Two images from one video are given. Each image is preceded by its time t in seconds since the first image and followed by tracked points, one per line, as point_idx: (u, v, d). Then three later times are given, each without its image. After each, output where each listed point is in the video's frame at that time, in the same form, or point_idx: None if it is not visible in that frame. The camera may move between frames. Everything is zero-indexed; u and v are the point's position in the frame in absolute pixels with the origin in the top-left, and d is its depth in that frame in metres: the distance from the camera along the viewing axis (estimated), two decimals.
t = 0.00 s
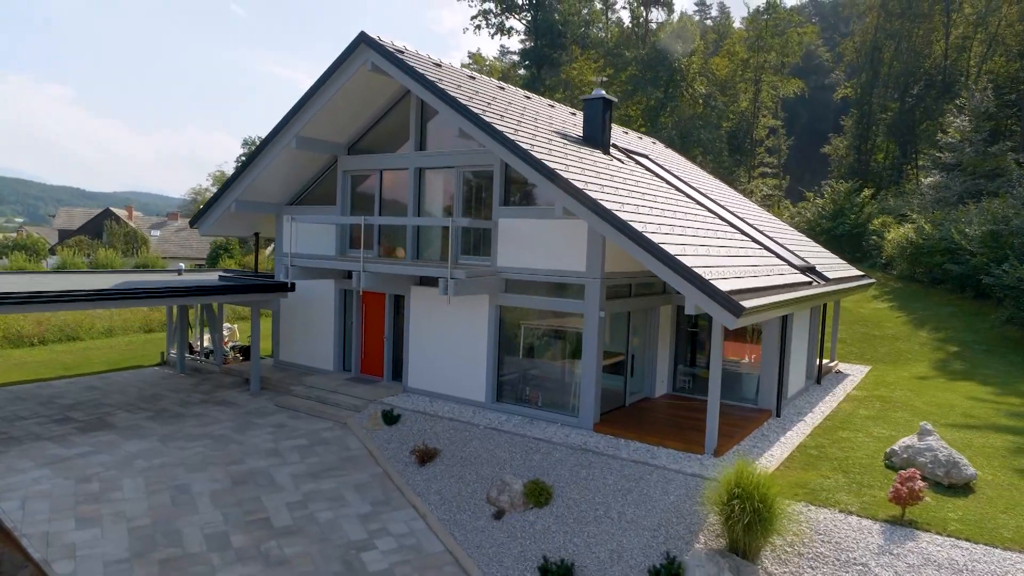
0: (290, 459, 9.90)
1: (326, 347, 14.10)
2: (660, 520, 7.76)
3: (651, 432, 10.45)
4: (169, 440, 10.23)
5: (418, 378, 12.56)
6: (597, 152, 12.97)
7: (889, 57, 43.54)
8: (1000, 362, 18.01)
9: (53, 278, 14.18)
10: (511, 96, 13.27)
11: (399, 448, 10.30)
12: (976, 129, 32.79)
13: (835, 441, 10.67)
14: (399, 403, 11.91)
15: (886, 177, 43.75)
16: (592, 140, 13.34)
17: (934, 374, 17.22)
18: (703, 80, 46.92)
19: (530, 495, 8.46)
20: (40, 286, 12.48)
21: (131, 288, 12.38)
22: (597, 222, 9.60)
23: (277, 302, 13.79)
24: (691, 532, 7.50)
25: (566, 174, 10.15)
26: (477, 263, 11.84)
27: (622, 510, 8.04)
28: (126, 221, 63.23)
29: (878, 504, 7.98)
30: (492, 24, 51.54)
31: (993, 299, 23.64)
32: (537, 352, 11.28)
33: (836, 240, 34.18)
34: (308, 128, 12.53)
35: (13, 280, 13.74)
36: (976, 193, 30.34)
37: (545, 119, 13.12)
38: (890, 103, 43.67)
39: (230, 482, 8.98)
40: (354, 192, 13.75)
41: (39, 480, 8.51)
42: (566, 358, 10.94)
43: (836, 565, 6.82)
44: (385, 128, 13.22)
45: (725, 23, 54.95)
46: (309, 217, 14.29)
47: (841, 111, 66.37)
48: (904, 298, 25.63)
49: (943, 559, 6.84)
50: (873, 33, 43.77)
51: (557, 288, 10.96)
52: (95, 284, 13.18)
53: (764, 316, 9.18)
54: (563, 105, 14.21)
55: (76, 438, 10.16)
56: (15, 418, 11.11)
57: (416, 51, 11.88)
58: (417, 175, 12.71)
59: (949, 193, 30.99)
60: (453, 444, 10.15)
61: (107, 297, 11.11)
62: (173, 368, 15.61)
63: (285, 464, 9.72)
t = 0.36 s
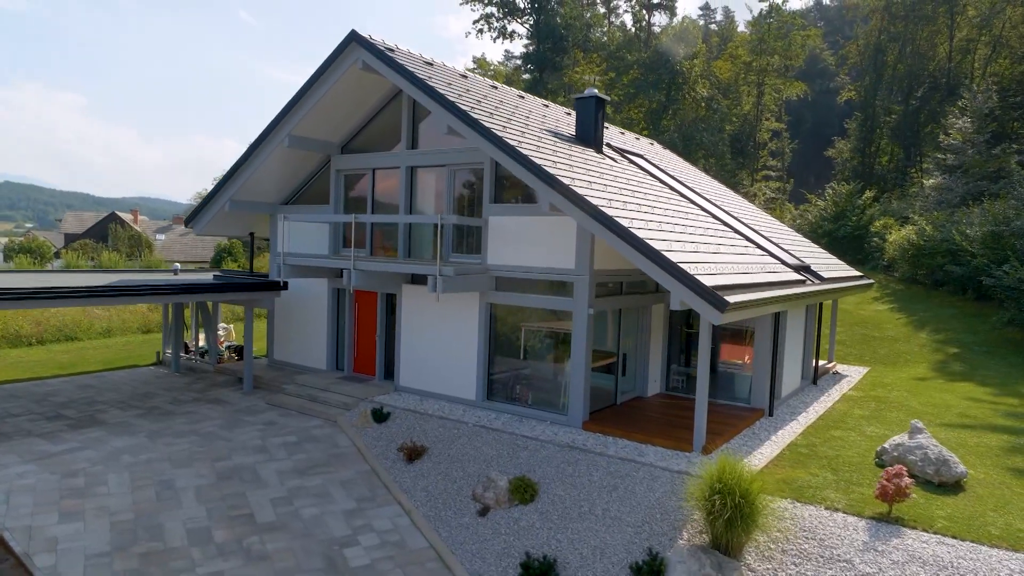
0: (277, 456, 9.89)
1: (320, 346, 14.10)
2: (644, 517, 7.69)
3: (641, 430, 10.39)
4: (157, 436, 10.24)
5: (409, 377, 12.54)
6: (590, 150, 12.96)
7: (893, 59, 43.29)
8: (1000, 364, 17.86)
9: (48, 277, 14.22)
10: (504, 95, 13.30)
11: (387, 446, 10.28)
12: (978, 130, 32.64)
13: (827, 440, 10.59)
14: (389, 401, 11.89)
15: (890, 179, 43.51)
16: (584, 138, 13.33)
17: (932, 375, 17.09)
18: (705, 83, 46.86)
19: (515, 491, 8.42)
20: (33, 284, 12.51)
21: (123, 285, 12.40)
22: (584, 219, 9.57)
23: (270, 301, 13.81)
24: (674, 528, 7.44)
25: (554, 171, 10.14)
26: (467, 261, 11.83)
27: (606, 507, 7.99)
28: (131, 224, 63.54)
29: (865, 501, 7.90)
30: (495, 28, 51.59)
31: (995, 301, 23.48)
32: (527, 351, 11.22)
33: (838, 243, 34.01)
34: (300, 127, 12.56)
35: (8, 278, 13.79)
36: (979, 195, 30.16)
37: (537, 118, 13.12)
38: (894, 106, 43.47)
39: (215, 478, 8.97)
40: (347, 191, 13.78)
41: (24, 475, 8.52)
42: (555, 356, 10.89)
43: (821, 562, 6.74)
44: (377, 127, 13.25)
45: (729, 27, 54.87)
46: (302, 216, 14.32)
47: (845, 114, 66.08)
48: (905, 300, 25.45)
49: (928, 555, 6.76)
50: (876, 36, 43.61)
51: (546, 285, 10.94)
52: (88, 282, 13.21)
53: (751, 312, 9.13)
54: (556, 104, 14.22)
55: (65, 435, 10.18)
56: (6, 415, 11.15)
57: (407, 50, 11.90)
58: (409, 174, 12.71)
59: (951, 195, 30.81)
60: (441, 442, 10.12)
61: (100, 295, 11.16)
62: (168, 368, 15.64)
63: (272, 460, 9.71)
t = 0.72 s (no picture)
0: (266, 453, 9.89)
1: (314, 346, 14.12)
2: (628, 514, 7.64)
3: (631, 428, 10.35)
4: (147, 434, 10.26)
5: (402, 376, 12.54)
6: (582, 149, 12.95)
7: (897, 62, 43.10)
8: (1002, 366, 17.69)
9: (45, 276, 14.31)
10: (497, 95, 13.34)
11: (377, 444, 10.26)
12: (981, 132, 32.44)
13: (819, 439, 10.50)
14: (381, 400, 11.89)
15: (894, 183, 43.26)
16: (578, 137, 13.33)
17: (931, 377, 16.95)
18: (708, 87, 46.77)
19: (501, 489, 8.39)
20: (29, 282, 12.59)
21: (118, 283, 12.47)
22: (572, 215, 9.55)
23: (264, 300, 13.85)
24: (659, 525, 7.39)
25: (543, 169, 10.14)
26: (458, 260, 11.83)
27: (592, 504, 7.94)
28: (136, 229, 63.82)
29: (853, 499, 7.82)
30: (498, 32, 51.66)
31: (998, 303, 23.30)
32: (518, 349, 11.20)
33: (841, 246, 33.83)
34: (294, 126, 12.62)
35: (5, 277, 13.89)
36: (982, 197, 29.98)
37: (530, 118, 13.14)
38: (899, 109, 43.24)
39: (202, 475, 8.98)
40: (342, 190, 13.82)
41: (12, 471, 8.56)
42: (546, 355, 10.87)
43: (805, 559, 6.67)
44: (371, 127, 13.29)
45: (733, 31, 54.81)
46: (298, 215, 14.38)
47: (850, 118, 65.79)
48: (908, 303, 25.26)
49: (914, 553, 6.69)
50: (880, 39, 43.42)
51: (536, 283, 10.94)
52: (83, 281, 13.28)
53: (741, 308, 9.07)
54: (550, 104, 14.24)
55: (56, 432, 10.23)
56: None
57: (400, 49, 11.96)
58: (402, 173, 12.73)
59: (953, 197, 30.61)
60: (430, 440, 10.09)
61: (93, 293, 11.20)
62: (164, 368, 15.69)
63: (261, 458, 9.73)
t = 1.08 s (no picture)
0: (255, 450, 9.91)
1: (309, 346, 14.14)
2: (614, 511, 7.59)
3: (621, 427, 10.29)
4: (138, 431, 10.29)
5: (395, 375, 12.54)
6: (576, 148, 12.95)
7: (902, 66, 42.95)
8: (1002, 368, 17.52)
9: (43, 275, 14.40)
10: (491, 94, 13.38)
11: (366, 442, 10.25)
12: (985, 134, 32.21)
13: (811, 438, 10.42)
14: (373, 399, 11.88)
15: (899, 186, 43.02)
16: (572, 136, 13.35)
17: (931, 378, 16.80)
18: (711, 90, 46.72)
19: (487, 485, 8.35)
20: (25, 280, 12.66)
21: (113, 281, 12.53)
22: (561, 212, 9.54)
23: (258, 299, 13.90)
24: (643, 522, 7.33)
25: (533, 167, 10.14)
26: (450, 258, 11.83)
27: (578, 501, 7.90)
28: (143, 233, 64.28)
29: (840, 497, 7.74)
30: (501, 37, 51.80)
31: (1001, 305, 23.10)
32: (509, 347, 11.19)
33: (844, 249, 33.68)
34: (289, 126, 12.68)
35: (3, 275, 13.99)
36: (986, 200, 29.81)
37: (524, 117, 13.17)
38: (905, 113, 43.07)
39: (191, 471, 8.99)
40: (337, 190, 13.87)
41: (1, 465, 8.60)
42: (537, 353, 10.85)
43: (789, 556, 6.61)
44: (366, 126, 13.34)
45: (738, 35, 54.80)
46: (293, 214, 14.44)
47: (856, 122, 65.49)
48: (910, 305, 25.09)
49: (900, 550, 6.62)
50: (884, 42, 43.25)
51: (528, 281, 10.92)
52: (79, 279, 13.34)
53: (730, 304, 9.03)
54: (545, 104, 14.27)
55: (48, 428, 10.27)
56: None
57: (392, 48, 12.01)
58: (396, 172, 12.76)
59: (956, 200, 30.45)
60: (419, 438, 10.07)
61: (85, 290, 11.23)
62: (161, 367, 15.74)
63: (250, 454, 9.73)
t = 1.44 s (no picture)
0: (247, 447, 9.93)
1: (306, 345, 14.18)
2: (600, 507, 7.55)
3: (614, 425, 10.26)
4: (131, 427, 10.34)
5: (390, 373, 12.56)
6: (571, 147, 12.96)
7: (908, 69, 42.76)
8: (1005, 370, 17.34)
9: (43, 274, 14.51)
10: (486, 93, 13.42)
11: (358, 439, 10.25)
12: (990, 136, 31.93)
13: (806, 438, 10.34)
14: (368, 397, 11.89)
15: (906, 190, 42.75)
16: (567, 135, 13.36)
17: (932, 380, 16.65)
18: (715, 94, 46.61)
19: (476, 482, 8.32)
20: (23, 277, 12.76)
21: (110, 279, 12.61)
22: (551, 208, 9.54)
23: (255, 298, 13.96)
24: (630, 518, 7.29)
25: (525, 164, 10.14)
26: (444, 256, 11.84)
27: (565, 497, 7.86)
28: (151, 237, 64.70)
29: (830, 495, 7.67)
30: (506, 41, 51.91)
31: (1005, 307, 22.90)
32: (502, 345, 11.19)
33: (848, 252, 33.48)
34: (285, 125, 12.75)
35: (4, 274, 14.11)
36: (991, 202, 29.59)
37: (519, 116, 13.20)
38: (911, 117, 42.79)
39: (181, 466, 9.02)
40: (333, 189, 13.94)
41: None
42: (530, 350, 10.83)
43: (775, 552, 6.55)
44: (362, 125, 13.41)
45: (743, 39, 54.73)
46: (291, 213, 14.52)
47: (863, 126, 65.17)
48: (913, 308, 24.89)
49: (888, 547, 6.54)
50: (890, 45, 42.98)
51: (520, 279, 10.91)
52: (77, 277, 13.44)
53: (720, 300, 8.99)
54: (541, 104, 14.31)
55: (42, 424, 10.33)
56: None
57: (387, 47, 12.07)
58: (391, 170, 12.81)
59: (962, 202, 30.24)
60: (411, 435, 10.07)
61: (83, 286, 11.33)
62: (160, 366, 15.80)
63: (242, 451, 9.75)
